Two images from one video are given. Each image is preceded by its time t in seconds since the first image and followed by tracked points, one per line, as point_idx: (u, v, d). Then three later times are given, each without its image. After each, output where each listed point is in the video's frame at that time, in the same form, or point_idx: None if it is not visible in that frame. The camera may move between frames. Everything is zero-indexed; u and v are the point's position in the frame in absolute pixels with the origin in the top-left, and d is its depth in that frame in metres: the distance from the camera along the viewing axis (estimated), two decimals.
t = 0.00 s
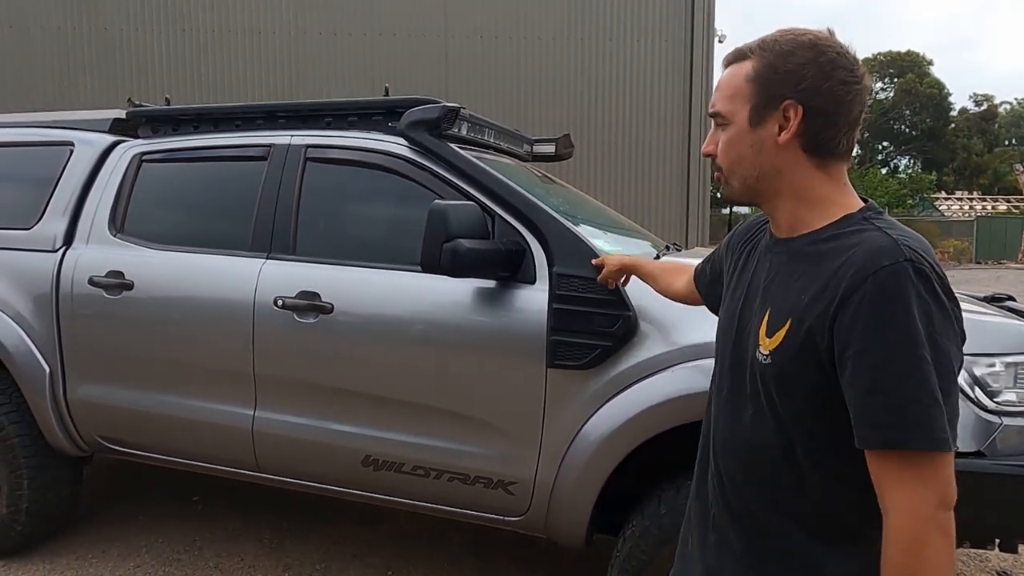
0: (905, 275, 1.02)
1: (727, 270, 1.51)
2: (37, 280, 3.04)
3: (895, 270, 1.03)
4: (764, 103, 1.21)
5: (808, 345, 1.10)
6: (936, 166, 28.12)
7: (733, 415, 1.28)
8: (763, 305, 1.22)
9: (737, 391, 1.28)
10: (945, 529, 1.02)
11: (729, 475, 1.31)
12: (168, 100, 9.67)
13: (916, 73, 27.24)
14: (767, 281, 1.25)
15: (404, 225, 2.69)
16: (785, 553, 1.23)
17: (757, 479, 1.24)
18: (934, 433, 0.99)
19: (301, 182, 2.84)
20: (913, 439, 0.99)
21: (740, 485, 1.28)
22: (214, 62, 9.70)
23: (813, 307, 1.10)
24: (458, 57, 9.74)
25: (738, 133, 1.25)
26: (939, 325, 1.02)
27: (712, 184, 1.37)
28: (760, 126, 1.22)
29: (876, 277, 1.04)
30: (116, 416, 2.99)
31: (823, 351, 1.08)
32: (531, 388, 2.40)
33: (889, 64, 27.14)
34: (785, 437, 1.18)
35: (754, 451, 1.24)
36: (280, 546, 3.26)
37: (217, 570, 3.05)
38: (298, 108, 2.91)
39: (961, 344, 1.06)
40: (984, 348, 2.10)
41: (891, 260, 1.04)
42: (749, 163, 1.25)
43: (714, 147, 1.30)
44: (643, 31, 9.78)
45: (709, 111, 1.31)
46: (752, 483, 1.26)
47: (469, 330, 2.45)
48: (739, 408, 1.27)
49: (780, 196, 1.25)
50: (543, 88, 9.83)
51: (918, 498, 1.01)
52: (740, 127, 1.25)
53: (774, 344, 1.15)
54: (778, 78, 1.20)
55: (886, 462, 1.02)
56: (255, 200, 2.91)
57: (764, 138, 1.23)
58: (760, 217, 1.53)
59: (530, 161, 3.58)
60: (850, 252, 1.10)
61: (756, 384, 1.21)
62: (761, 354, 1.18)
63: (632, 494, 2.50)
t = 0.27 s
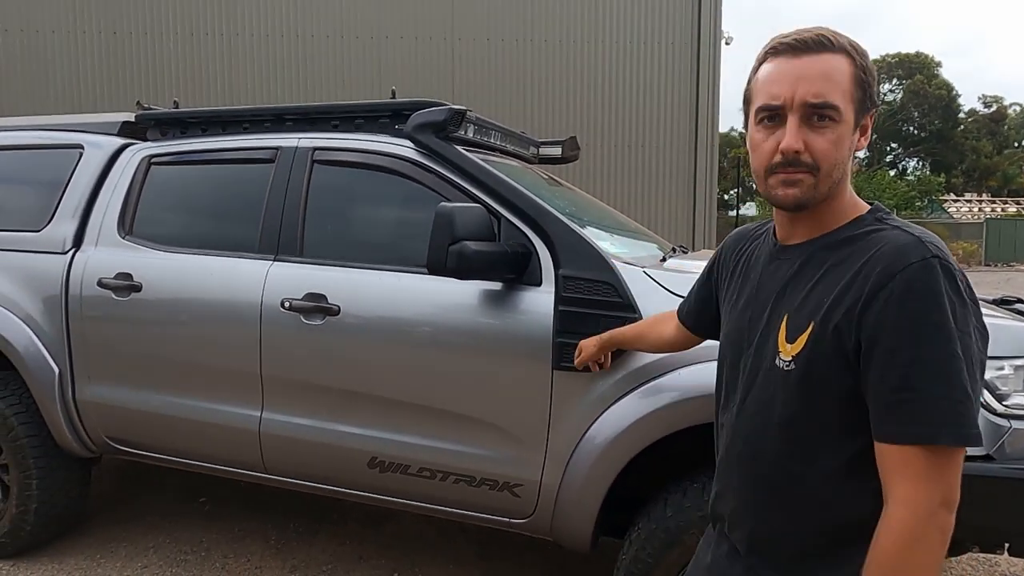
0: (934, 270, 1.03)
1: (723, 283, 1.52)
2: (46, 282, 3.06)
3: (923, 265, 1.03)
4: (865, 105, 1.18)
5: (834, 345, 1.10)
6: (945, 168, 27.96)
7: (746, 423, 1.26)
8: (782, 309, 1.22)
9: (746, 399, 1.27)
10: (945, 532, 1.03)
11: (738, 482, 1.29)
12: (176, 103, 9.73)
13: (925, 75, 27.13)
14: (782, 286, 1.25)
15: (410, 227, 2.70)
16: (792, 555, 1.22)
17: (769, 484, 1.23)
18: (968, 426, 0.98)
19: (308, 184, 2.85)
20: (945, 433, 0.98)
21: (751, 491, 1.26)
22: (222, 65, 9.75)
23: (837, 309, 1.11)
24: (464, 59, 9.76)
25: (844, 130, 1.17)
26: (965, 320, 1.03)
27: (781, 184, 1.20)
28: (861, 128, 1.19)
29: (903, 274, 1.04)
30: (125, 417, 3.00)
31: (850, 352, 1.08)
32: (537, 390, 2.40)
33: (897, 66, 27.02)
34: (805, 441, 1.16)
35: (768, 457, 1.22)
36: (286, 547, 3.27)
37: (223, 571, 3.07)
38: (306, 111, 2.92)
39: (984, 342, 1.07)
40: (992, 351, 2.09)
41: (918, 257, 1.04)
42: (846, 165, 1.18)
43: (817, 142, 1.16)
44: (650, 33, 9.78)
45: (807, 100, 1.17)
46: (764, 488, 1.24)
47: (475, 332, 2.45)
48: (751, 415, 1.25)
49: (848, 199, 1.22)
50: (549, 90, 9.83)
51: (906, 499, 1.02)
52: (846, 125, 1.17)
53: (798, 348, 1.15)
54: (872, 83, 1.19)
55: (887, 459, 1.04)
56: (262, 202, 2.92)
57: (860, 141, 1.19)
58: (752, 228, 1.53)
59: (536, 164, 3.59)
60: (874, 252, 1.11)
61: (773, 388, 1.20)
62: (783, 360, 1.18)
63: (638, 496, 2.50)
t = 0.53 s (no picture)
0: (966, 270, 1.04)
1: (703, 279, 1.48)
2: (53, 280, 3.08)
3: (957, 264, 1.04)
4: (887, 103, 1.20)
5: (865, 346, 1.09)
6: (951, 166, 27.82)
7: (760, 428, 1.23)
8: (798, 308, 1.20)
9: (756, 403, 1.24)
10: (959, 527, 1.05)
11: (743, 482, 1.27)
12: (181, 102, 9.76)
13: (931, 73, 27.02)
14: (794, 284, 1.22)
15: (415, 226, 2.70)
16: (797, 554, 1.22)
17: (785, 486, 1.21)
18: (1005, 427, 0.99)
19: (313, 183, 2.85)
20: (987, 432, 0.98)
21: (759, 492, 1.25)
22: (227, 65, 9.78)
23: (867, 308, 1.10)
24: (469, 58, 9.75)
25: (865, 123, 1.17)
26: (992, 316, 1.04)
27: (796, 170, 1.19)
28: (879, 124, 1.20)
29: (937, 272, 1.04)
30: (130, 415, 3.02)
31: (881, 351, 1.07)
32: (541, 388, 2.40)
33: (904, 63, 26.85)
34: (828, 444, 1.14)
35: (784, 461, 1.20)
36: (291, 545, 3.28)
37: (228, 568, 3.08)
38: (310, 109, 2.93)
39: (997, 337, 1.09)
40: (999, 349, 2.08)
41: (949, 255, 1.05)
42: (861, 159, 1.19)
43: (838, 131, 1.16)
44: (654, 31, 9.76)
45: (833, 87, 1.17)
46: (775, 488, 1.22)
47: (479, 330, 2.45)
48: (765, 418, 1.22)
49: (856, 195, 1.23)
50: (554, 89, 9.82)
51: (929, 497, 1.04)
52: (866, 119, 1.18)
53: (825, 349, 1.14)
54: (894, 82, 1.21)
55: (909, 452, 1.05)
56: (267, 201, 2.93)
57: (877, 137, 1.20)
58: (733, 227, 1.50)
59: (540, 162, 3.58)
60: (899, 250, 1.11)
61: (794, 390, 1.17)
62: (807, 361, 1.16)
63: (642, 495, 2.50)
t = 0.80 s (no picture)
0: (999, 271, 1.05)
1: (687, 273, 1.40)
2: (57, 277, 3.09)
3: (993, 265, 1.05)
4: (891, 91, 1.19)
5: (897, 347, 1.08)
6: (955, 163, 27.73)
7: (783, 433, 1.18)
8: (819, 306, 1.16)
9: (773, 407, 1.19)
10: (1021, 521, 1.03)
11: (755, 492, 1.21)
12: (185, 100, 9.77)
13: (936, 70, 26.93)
14: (812, 281, 1.18)
15: (417, 223, 2.70)
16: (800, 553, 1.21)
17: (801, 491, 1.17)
18: None
19: (316, 180, 2.86)
20: None
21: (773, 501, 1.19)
22: (230, 62, 9.79)
23: (900, 308, 1.08)
24: (472, 55, 9.75)
25: (872, 111, 1.16)
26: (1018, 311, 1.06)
27: (807, 163, 1.16)
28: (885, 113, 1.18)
29: (976, 270, 1.03)
30: (135, 411, 3.03)
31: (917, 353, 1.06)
32: (544, 386, 2.40)
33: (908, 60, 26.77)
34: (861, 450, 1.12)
35: (807, 467, 1.16)
36: (295, 541, 3.29)
37: (232, 564, 3.09)
38: (314, 107, 2.93)
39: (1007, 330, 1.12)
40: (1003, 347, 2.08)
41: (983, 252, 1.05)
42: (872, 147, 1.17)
43: (847, 120, 1.14)
44: (657, 29, 9.75)
45: (838, 76, 1.15)
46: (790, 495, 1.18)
47: (482, 328, 2.45)
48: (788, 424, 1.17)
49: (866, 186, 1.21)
50: (556, 86, 9.82)
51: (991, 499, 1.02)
52: (874, 107, 1.16)
53: (857, 351, 1.11)
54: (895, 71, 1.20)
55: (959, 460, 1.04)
56: (270, 198, 2.93)
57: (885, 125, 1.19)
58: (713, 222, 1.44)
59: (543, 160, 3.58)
60: (925, 246, 1.10)
61: (822, 395, 1.14)
62: (836, 364, 1.12)
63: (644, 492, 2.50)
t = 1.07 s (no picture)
0: (973, 278, 1.09)
1: (664, 274, 1.41)
2: (57, 276, 3.09)
3: (967, 273, 1.08)
4: (874, 89, 1.19)
5: (875, 356, 1.11)
6: (956, 163, 27.70)
7: (766, 438, 1.21)
8: (797, 313, 1.18)
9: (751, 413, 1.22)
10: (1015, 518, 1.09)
11: (741, 495, 1.25)
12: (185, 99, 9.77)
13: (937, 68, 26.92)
14: (789, 287, 1.20)
15: (417, 222, 2.70)
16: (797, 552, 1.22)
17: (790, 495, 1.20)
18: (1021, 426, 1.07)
19: (316, 179, 2.86)
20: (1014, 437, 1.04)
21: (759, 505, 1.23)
22: (231, 61, 9.79)
23: (878, 317, 1.11)
24: (472, 54, 9.74)
25: (853, 111, 1.17)
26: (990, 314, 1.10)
27: (786, 162, 1.17)
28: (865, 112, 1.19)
29: (953, 281, 1.07)
30: (135, 410, 3.03)
31: (895, 361, 1.10)
32: (543, 385, 2.40)
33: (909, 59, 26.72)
34: (844, 454, 1.16)
35: (791, 471, 1.20)
36: (295, 540, 3.29)
37: (232, 563, 3.09)
38: (314, 106, 2.94)
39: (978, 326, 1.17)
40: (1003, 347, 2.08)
41: (960, 261, 1.09)
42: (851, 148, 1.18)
43: (828, 121, 1.15)
44: (658, 28, 9.75)
45: (820, 74, 1.16)
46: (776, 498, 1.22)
47: (482, 326, 2.45)
48: (770, 430, 1.20)
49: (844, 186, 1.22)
50: (557, 85, 9.82)
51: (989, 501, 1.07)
52: (855, 107, 1.17)
53: (834, 360, 1.14)
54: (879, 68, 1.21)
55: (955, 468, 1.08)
56: (271, 197, 2.94)
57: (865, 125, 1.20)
58: (693, 216, 1.43)
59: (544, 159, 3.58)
60: (904, 252, 1.13)
61: (803, 403, 1.17)
62: (816, 374, 1.15)
63: (644, 491, 2.50)
